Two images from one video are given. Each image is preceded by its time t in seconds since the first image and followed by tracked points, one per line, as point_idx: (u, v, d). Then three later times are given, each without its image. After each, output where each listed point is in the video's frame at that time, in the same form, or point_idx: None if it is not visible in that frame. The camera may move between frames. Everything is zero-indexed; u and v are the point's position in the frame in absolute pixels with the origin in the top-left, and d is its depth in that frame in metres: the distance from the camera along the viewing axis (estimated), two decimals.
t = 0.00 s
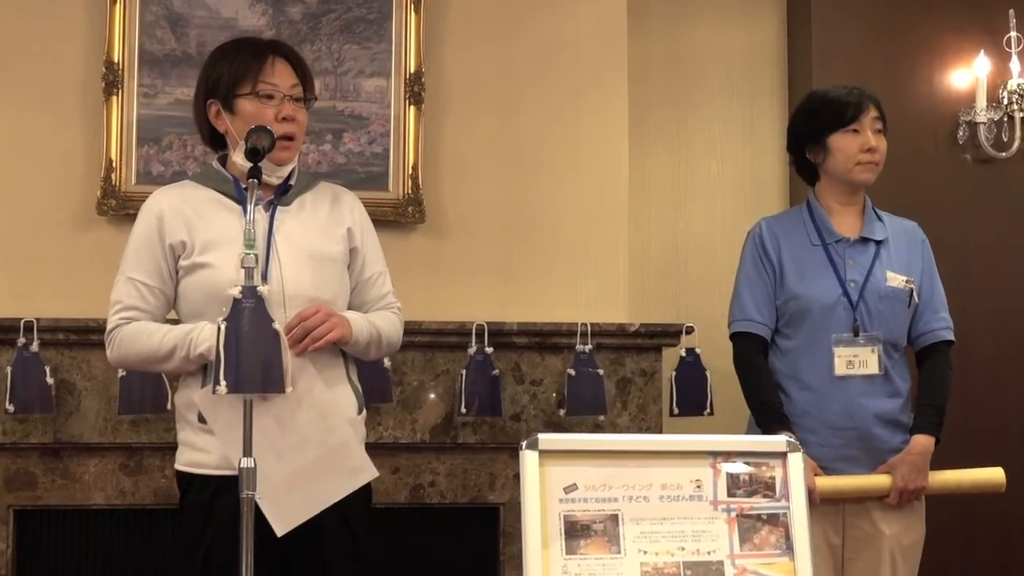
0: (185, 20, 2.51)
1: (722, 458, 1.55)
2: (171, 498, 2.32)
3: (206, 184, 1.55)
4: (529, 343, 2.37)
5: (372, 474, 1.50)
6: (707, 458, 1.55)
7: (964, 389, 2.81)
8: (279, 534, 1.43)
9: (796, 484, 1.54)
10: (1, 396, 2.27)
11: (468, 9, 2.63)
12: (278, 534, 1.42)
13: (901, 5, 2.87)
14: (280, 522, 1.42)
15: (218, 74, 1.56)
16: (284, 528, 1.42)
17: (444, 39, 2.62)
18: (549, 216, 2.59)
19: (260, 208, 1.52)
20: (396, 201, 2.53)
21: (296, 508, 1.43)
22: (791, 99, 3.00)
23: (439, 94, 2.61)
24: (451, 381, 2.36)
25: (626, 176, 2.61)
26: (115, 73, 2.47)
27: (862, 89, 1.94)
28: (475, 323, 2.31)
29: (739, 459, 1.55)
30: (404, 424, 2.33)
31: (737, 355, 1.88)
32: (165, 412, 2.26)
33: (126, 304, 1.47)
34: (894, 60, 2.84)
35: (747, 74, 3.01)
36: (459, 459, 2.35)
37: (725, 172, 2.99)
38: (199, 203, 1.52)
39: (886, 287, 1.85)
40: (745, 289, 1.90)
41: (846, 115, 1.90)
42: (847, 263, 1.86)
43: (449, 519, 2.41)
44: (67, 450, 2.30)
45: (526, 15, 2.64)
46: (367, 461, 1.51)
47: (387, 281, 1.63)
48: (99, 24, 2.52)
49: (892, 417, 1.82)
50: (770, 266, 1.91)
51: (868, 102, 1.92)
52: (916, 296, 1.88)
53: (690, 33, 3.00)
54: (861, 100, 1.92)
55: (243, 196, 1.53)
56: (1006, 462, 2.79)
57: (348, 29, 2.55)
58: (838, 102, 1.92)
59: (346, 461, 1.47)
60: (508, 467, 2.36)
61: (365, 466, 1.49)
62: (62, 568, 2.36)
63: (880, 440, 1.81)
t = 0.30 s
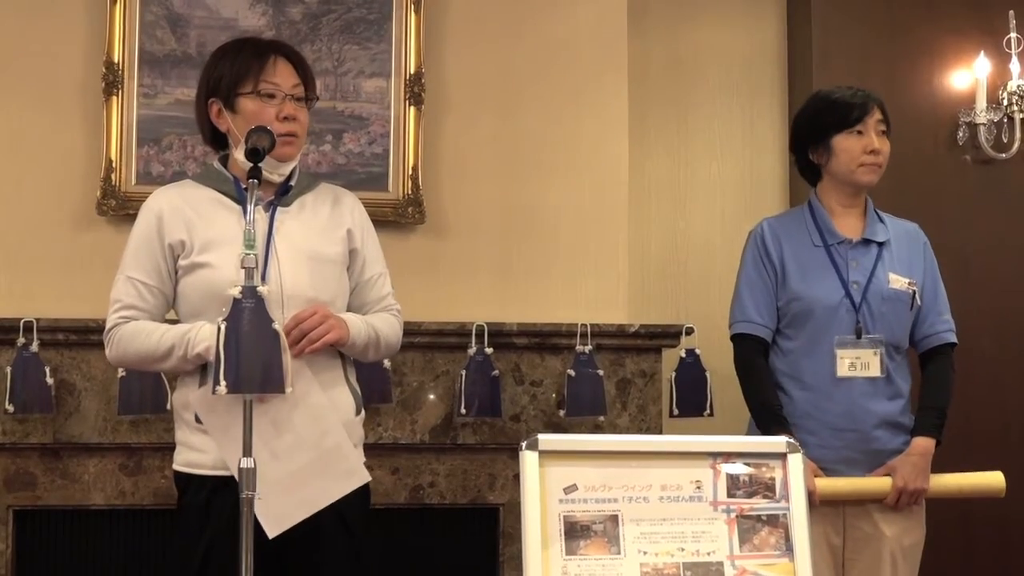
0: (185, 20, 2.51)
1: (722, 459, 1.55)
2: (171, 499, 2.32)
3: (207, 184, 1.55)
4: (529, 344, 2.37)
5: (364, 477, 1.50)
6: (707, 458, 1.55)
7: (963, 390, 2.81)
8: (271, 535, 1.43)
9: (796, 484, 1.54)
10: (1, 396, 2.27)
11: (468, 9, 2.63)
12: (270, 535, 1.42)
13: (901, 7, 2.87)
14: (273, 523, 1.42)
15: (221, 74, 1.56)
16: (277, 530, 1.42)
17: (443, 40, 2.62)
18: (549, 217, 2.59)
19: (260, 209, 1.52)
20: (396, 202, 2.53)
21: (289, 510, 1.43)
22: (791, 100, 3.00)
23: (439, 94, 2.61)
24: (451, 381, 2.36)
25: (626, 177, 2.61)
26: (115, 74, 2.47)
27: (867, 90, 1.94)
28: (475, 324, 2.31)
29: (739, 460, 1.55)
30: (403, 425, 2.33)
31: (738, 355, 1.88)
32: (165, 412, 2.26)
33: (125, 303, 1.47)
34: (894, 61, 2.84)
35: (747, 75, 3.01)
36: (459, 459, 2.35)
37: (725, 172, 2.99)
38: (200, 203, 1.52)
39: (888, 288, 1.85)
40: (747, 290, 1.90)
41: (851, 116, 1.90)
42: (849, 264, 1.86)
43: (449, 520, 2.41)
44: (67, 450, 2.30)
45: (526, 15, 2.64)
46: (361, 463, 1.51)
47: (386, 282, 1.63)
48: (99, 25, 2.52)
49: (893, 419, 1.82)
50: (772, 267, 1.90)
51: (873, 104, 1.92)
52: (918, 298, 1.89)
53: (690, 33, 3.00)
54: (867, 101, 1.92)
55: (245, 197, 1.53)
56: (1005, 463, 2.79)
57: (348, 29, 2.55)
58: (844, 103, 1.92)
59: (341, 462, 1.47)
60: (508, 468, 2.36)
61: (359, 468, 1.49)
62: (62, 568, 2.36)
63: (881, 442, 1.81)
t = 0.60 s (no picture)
0: (185, 20, 2.51)
1: (721, 460, 1.55)
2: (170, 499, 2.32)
3: (215, 181, 1.55)
4: (528, 344, 2.37)
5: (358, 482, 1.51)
6: (707, 460, 1.55)
7: (962, 392, 2.81)
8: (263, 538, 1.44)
9: (795, 485, 1.54)
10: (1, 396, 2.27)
11: (469, 11, 2.63)
12: (261, 539, 1.43)
13: (901, 9, 2.87)
14: (264, 527, 1.43)
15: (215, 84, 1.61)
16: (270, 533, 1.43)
17: (444, 41, 2.62)
18: (549, 218, 2.59)
19: (267, 210, 1.53)
20: (396, 202, 2.54)
21: (282, 514, 1.44)
22: (791, 102, 3.00)
23: (439, 95, 2.61)
24: (450, 382, 2.36)
25: (625, 178, 2.61)
26: (115, 74, 2.47)
27: (867, 92, 1.94)
28: (474, 325, 2.31)
29: (738, 461, 1.55)
30: (403, 425, 2.33)
31: (738, 357, 1.88)
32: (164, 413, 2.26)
33: (129, 296, 1.47)
34: (894, 63, 2.84)
35: (747, 76, 3.01)
36: (458, 461, 2.35)
37: (725, 174, 2.99)
38: (205, 200, 1.53)
39: (888, 289, 1.85)
40: (747, 292, 1.90)
41: (850, 118, 1.90)
42: (849, 265, 1.86)
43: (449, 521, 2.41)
44: (66, 451, 2.30)
45: (526, 16, 2.64)
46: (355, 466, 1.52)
47: (393, 291, 1.63)
48: (99, 25, 2.52)
49: (894, 420, 1.82)
50: (772, 268, 1.90)
51: (873, 106, 1.92)
52: (919, 299, 1.89)
53: (690, 35, 3.00)
54: (866, 104, 1.92)
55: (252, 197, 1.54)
56: (1005, 465, 2.79)
57: (348, 30, 2.56)
58: (843, 105, 1.92)
59: (334, 467, 1.48)
60: (507, 469, 2.36)
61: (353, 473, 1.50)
62: (61, 568, 2.36)
63: (881, 443, 1.81)
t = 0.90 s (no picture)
0: (186, 21, 2.51)
1: (721, 463, 1.55)
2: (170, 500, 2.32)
3: (231, 185, 1.60)
4: (528, 346, 2.37)
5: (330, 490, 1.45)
6: (707, 462, 1.55)
7: (961, 394, 2.81)
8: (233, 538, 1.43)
9: (795, 487, 1.55)
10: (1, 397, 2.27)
11: (469, 12, 2.64)
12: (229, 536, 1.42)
13: (901, 11, 2.87)
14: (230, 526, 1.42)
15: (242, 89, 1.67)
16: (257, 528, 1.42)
17: (444, 43, 2.62)
18: (548, 220, 2.59)
19: (272, 210, 1.56)
20: (396, 203, 2.54)
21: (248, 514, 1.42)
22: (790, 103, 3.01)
23: (439, 96, 2.61)
24: (450, 383, 2.36)
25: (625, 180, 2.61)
26: (116, 75, 2.47)
27: (866, 94, 1.94)
28: (474, 326, 2.31)
29: (738, 464, 1.55)
30: (403, 427, 2.33)
31: (738, 358, 1.88)
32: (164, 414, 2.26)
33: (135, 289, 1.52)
34: (894, 65, 2.84)
35: (747, 78, 3.01)
36: (458, 462, 2.35)
37: (725, 175, 2.99)
38: (214, 201, 1.57)
39: (888, 290, 1.85)
40: (747, 293, 1.90)
41: (848, 120, 1.91)
42: (849, 265, 1.86)
43: (448, 522, 2.41)
44: (65, 452, 2.30)
45: (526, 18, 2.64)
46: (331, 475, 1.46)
47: (401, 298, 1.62)
48: (99, 26, 2.52)
49: (894, 420, 1.82)
50: (771, 269, 1.90)
51: (871, 108, 1.93)
52: (918, 300, 1.89)
53: (690, 37, 3.00)
54: (864, 106, 1.92)
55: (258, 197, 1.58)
56: (1005, 467, 2.79)
57: (348, 31, 2.56)
58: (841, 107, 1.92)
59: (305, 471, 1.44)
60: (507, 471, 2.36)
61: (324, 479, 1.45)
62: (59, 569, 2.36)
63: (881, 444, 1.81)
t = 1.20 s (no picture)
0: (186, 21, 2.51)
1: (721, 463, 1.55)
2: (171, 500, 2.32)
3: (234, 187, 1.61)
4: (528, 346, 2.37)
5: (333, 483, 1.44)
6: (707, 462, 1.55)
7: (962, 394, 2.81)
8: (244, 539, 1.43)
9: (794, 486, 1.55)
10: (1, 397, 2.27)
11: (469, 12, 2.64)
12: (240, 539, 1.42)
13: (901, 12, 2.87)
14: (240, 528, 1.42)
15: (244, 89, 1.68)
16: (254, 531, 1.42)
17: (444, 43, 2.62)
18: (549, 220, 2.59)
19: (273, 210, 1.57)
20: (396, 203, 2.54)
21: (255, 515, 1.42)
22: (790, 103, 3.01)
23: (439, 96, 2.61)
24: (450, 383, 2.36)
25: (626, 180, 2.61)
26: (116, 75, 2.47)
27: (865, 94, 1.94)
28: (474, 326, 2.31)
29: (738, 463, 1.55)
30: (402, 426, 2.33)
31: (739, 359, 1.87)
32: (164, 413, 2.26)
33: (142, 295, 1.55)
34: (894, 65, 2.84)
35: (747, 79, 3.01)
36: (458, 462, 2.35)
37: (725, 176, 2.99)
38: (217, 204, 1.59)
39: (889, 290, 1.85)
40: (747, 294, 1.90)
41: (849, 120, 1.90)
42: (849, 266, 1.86)
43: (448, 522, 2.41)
44: (65, 452, 2.30)
45: (526, 18, 2.64)
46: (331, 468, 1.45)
47: (405, 298, 1.62)
48: (99, 26, 2.52)
49: (895, 420, 1.83)
50: (771, 270, 1.90)
51: (871, 108, 1.92)
52: (919, 299, 1.89)
53: (690, 37, 3.00)
54: (864, 106, 1.92)
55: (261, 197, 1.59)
56: (1005, 467, 2.79)
57: (348, 31, 2.56)
58: (840, 108, 1.92)
59: (306, 467, 1.44)
60: (506, 471, 2.36)
61: (325, 473, 1.44)
62: (59, 569, 2.36)
63: (883, 444, 1.81)
